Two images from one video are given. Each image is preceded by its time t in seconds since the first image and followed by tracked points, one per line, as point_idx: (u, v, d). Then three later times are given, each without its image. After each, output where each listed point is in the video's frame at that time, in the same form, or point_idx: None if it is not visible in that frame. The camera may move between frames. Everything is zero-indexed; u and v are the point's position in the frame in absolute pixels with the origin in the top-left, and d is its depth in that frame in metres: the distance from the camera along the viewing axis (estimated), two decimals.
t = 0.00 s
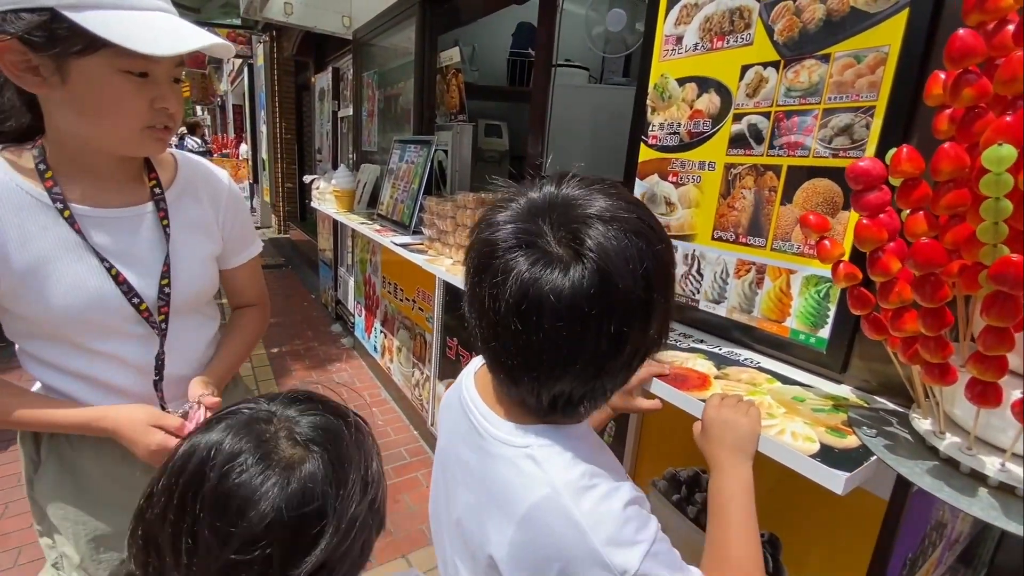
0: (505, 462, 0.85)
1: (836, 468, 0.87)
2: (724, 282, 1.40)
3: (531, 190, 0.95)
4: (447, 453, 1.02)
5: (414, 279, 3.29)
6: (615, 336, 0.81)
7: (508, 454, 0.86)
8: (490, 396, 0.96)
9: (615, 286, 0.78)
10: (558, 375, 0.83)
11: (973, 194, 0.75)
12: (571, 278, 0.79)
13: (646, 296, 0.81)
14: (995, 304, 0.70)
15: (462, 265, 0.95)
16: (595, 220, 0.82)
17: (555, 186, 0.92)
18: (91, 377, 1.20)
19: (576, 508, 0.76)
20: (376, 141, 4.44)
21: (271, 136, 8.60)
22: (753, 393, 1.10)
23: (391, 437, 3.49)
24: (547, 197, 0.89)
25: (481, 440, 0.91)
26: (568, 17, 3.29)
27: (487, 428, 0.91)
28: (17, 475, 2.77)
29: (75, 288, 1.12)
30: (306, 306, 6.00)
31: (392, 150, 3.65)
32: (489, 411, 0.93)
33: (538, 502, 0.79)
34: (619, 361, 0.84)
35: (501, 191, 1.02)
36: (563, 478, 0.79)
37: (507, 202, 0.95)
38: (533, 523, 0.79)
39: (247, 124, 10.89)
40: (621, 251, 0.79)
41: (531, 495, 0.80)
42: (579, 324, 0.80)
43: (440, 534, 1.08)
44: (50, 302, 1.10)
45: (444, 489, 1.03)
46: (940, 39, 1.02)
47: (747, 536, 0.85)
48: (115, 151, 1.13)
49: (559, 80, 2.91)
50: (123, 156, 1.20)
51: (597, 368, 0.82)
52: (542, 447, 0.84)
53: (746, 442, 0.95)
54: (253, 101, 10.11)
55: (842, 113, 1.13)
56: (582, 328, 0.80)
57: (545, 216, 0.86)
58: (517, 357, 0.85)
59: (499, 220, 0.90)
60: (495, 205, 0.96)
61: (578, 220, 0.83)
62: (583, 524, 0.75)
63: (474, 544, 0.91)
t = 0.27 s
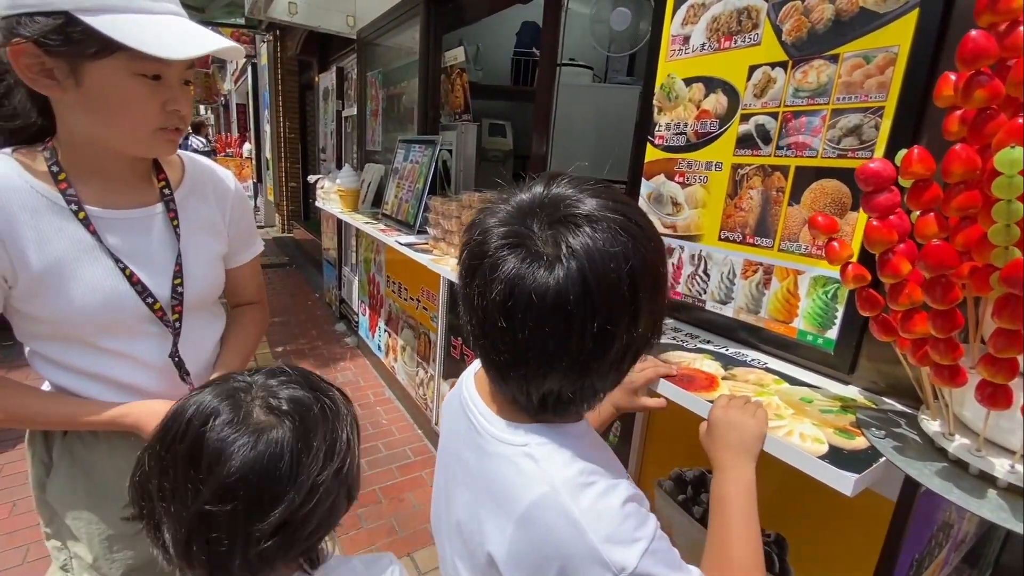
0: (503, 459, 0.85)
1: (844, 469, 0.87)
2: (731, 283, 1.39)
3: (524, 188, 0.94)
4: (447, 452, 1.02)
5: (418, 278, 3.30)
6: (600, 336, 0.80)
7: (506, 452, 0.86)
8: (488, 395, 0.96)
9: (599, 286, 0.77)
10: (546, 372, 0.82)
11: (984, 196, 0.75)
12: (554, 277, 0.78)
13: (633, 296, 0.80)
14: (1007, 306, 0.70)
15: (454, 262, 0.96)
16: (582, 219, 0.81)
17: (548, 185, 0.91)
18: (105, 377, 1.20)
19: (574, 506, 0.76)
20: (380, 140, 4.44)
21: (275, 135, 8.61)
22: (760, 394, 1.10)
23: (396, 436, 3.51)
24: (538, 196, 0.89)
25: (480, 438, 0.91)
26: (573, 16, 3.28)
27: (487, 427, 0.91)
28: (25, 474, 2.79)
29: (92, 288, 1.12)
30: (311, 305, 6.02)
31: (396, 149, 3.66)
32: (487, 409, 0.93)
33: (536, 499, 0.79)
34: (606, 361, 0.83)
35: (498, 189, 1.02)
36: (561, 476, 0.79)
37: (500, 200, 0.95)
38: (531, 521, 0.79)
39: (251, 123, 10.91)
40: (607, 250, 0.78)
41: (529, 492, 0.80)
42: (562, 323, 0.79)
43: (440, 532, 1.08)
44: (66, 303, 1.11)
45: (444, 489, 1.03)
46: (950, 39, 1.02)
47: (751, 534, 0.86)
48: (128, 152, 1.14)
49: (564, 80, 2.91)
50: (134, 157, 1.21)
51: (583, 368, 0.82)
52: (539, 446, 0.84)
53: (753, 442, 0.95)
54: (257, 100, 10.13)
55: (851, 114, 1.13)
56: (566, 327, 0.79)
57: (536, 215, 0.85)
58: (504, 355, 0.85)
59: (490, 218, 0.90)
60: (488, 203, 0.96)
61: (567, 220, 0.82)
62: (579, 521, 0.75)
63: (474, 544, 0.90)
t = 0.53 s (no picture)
0: (490, 455, 0.85)
1: (843, 465, 0.87)
2: (731, 280, 1.39)
3: (514, 185, 0.93)
4: (438, 447, 1.03)
5: (419, 276, 3.30)
6: (573, 339, 0.79)
7: (493, 447, 0.86)
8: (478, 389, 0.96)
9: (570, 290, 0.77)
10: (519, 371, 0.83)
11: (985, 192, 0.75)
12: (526, 278, 0.78)
13: (607, 300, 0.78)
14: (1006, 302, 0.70)
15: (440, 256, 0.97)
16: (561, 221, 0.80)
17: (535, 182, 0.90)
18: (106, 374, 1.21)
19: (557, 501, 0.76)
20: (380, 138, 4.44)
21: (275, 132, 8.61)
22: (760, 390, 1.11)
23: (397, 433, 3.51)
24: (523, 194, 0.88)
25: (468, 433, 0.91)
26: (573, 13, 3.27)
27: (474, 422, 0.91)
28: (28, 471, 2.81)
29: (94, 285, 1.13)
30: (311, 302, 6.02)
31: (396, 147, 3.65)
32: (476, 405, 0.93)
33: (521, 494, 0.79)
34: (582, 364, 0.82)
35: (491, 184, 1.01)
36: (546, 471, 0.79)
37: (489, 196, 0.95)
38: (515, 516, 0.79)
39: (252, 121, 10.90)
40: (581, 255, 0.77)
41: (514, 487, 0.80)
42: (530, 324, 0.79)
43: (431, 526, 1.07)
44: (68, 301, 1.11)
45: (434, 482, 1.03)
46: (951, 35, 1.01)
47: (740, 530, 0.87)
48: (126, 150, 1.14)
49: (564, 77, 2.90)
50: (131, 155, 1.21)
51: (557, 369, 0.81)
52: (526, 440, 0.84)
53: (749, 438, 0.96)
54: (257, 98, 10.12)
55: (851, 111, 1.12)
56: (536, 329, 0.79)
57: (517, 214, 0.84)
58: (481, 351, 0.86)
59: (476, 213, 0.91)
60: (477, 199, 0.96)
61: (544, 222, 0.81)
62: (563, 517, 0.75)
63: (462, 537, 0.91)
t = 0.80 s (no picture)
0: (478, 450, 0.85)
1: (839, 460, 0.86)
2: (727, 275, 1.39)
3: (504, 179, 0.92)
4: (428, 441, 1.02)
5: (415, 274, 3.29)
6: (556, 337, 0.79)
7: (481, 442, 0.85)
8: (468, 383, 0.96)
9: (554, 289, 0.76)
10: (503, 368, 0.82)
11: (979, 185, 0.75)
12: (509, 276, 0.78)
13: (592, 300, 0.78)
14: (1001, 296, 0.70)
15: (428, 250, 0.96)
16: (548, 219, 0.79)
17: (526, 177, 0.89)
18: (95, 375, 1.20)
19: (543, 496, 0.76)
20: (376, 135, 4.42)
21: (271, 131, 8.57)
22: (756, 385, 1.10)
23: (395, 431, 3.50)
24: (513, 189, 0.86)
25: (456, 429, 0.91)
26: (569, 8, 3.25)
27: (463, 417, 0.90)
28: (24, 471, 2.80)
29: (81, 286, 1.12)
30: (309, 301, 6.01)
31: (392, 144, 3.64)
32: (465, 401, 0.93)
33: (508, 490, 0.78)
34: (566, 362, 0.81)
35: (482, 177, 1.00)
36: (532, 466, 0.79)
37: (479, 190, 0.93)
38: (502, 511, 0.78)
39: (247, 119, 10.85)
40: (565, 254, 0.76)
41: (501, 483, 0.80)
42: (513, 322, 0.79)
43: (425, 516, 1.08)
44: (55, 303, 1.10)
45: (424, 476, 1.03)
46: (946, 28, 1.01)
47: (733, 528, 0.90)
48: (112, 150, 1.12)
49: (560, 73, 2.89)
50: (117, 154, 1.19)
51: (541, 367, 0.81)
52: (514, 435, 0.83)
53: (743, 434, 0.96)
54: (252, 95, 10.07)
55: (846, 105, 1.12)
56: (519, 326, 0.79)
57: (505, 210, 0.83)
58: (467, 346, 0.86)
59: (465, 207, 0.89)
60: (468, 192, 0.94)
61: (531, 219, 0.80)
62: (548, 512, 0.75)
63: (452, 532, 0.91)
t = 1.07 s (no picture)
0: (497, 440, 0.84)
1: (851, 453, 0.86)
2: (732, 268, 1.38)
3: (519, 167, 0.92)
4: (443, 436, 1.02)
5: (413, 271, 3.26)
6: (562, 325, 0.78)
7: (500, 433, 0.85)
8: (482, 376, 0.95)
9: (559, 277, 0.75)
10: (508, 353, 0.82)
11: (991, 174, 0.74)
12: (515, 263, 0.77)
13: (598, 289, 0.76)
14: (1016, 284, 0.69)
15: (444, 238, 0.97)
16: (557, 207, 0.78)
17: (540, 166, 0.88)
18: (85, 381, 1.17)
19: (569, 481, 0.75)
20: (371, 132, 4.38)
21: (264, 128, 8.49)
22: (765, 378, 1.10)
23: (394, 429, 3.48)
24: (526, 177, 0.86)
25: (473, 421, 0.90)
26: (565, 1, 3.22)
27: (480, 409, 0.90)
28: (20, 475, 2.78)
29: (70, 289, 1.09)
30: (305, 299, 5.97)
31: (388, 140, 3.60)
32: (480, 395, 0.92)
33: (533, 477, 0.77)
34: (572, 351, 0.80)
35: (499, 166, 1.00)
36: (554, 453, 0.78)
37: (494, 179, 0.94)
38: (528, 499, 0.77)
39: (239, 116, 10.75)
40: (572, 242, 0.75)
41: (525, 471, 0.79)
42: (518, 308, 0.79)
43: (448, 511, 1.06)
44: (42, 307, 1.07)
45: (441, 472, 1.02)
46: (954, 16, 1.00)
47: (741, 519, 0.89)
48: (98, 150, 1.09)
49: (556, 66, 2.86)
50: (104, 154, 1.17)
51: (546, 355, 0.80)
52: (533, 423, 0.83)
53: (754, 426, 0.96)
54: (244, 93, 9.96)
55: (851, 95, 1.11)
56: (524, 313, 0.78)
57: (516, 198, 0.83)
58: (475, 333, 0.87)
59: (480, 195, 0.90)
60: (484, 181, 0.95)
61: (540, 207, 0.79)
62: (575, 496, 0.74)
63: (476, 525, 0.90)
